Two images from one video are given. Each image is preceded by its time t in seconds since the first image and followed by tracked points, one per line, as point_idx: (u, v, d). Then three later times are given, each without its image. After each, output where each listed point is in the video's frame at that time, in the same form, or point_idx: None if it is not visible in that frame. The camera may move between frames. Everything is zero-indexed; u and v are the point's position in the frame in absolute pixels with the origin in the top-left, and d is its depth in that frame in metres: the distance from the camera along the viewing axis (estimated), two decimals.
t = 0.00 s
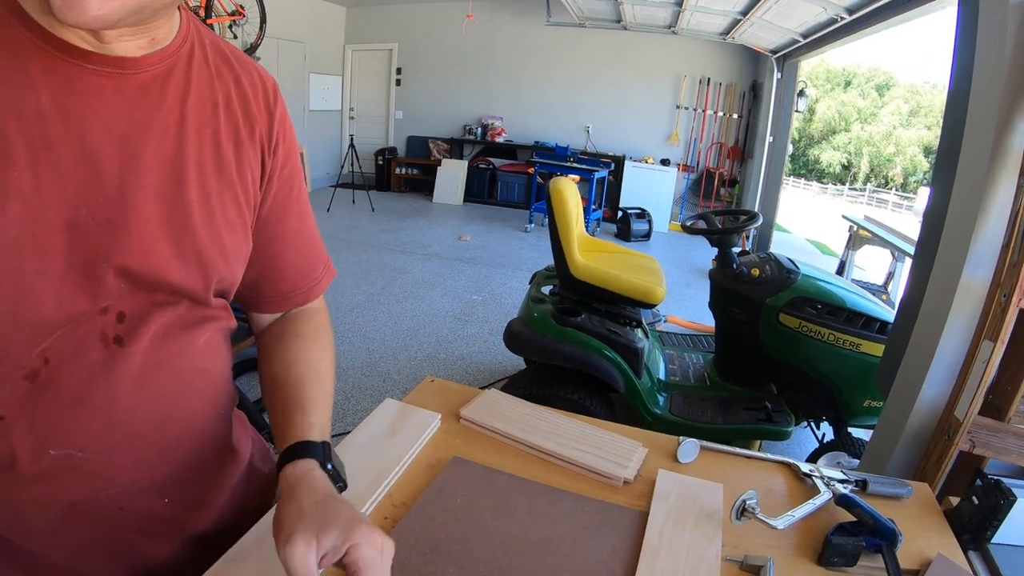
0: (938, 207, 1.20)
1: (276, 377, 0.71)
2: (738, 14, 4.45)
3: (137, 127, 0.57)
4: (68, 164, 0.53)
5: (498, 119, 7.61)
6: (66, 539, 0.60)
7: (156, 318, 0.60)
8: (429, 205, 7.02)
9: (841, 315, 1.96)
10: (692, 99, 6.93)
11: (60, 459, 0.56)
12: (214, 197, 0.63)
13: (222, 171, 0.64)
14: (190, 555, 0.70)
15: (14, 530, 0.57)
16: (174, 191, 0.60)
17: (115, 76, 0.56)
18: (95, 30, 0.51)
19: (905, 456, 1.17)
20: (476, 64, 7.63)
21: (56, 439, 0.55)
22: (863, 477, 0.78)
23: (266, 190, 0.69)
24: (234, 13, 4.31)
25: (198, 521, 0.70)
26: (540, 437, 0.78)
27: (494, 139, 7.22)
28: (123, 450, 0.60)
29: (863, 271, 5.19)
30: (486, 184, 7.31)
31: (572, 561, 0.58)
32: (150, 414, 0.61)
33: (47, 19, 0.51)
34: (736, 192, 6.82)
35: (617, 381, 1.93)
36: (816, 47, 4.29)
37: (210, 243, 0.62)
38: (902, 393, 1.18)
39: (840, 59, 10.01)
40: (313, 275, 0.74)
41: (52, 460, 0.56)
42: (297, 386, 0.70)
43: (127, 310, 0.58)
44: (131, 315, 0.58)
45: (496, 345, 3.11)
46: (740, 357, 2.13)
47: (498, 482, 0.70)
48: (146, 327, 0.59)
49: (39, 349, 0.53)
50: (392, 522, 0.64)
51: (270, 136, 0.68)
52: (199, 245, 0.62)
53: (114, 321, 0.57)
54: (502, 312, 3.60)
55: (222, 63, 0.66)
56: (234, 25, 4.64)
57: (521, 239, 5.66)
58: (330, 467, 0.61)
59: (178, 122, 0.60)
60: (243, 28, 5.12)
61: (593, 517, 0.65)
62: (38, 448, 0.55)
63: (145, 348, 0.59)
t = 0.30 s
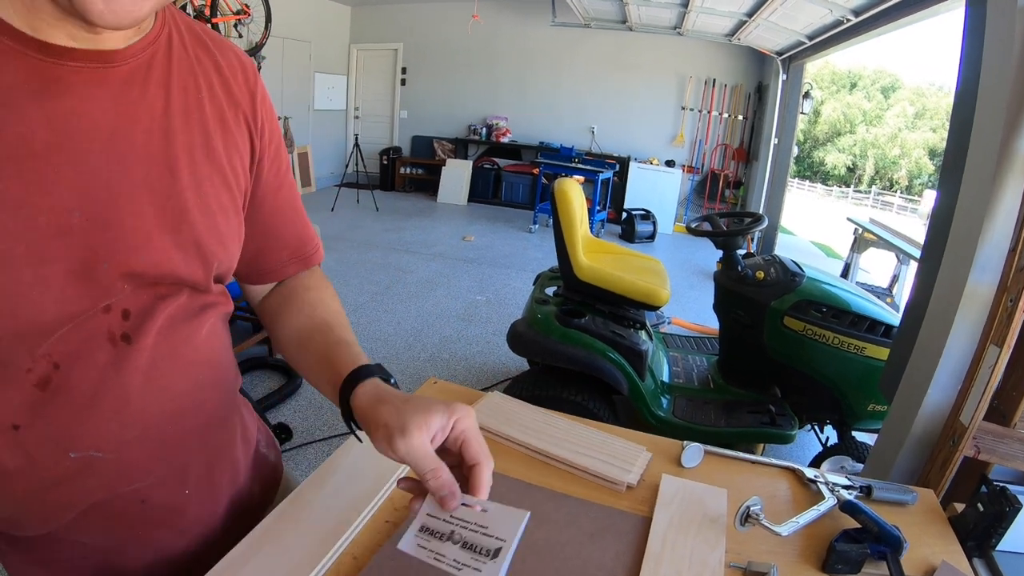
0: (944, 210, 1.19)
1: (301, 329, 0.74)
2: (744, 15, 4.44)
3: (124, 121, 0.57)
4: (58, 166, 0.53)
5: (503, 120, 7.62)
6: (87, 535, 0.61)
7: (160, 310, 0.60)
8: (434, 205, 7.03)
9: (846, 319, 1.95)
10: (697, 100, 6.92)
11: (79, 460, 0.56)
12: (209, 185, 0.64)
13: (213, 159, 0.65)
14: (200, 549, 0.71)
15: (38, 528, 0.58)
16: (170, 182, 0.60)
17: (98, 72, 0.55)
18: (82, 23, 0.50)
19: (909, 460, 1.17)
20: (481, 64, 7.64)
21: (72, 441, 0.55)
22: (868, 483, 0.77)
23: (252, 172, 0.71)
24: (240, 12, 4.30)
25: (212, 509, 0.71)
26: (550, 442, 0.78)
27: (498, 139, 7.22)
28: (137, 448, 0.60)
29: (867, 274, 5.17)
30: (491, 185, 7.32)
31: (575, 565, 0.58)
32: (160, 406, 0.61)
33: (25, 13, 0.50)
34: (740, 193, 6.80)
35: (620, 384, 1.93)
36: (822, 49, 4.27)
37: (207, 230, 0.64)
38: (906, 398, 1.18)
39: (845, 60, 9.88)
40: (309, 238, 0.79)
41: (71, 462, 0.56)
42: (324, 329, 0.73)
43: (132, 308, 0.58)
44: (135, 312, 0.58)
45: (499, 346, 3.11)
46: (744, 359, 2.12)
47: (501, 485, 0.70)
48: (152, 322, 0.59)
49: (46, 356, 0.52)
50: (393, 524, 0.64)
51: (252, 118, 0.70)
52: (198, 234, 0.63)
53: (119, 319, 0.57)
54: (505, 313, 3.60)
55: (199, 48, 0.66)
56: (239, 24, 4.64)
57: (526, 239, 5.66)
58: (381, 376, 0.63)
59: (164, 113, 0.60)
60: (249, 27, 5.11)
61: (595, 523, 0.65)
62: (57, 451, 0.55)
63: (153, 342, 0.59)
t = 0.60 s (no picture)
0: (946, 213, 1.20)
1: (347, 297, 0.80)
2: (747, 16, 4.43)
3: (165, 96, 0.59)
4: (99, 137, 0.54)
5: (506, 121, 7.63)
6: (117, 507, 0.61)
7: (198, 280, 0.61)
8: (437, 206, 7.03)
9: (849, 321, 1.95)
10: (700, 101, 6.91)
11: (112, 422, 0.56)
12: (242, 160, 0.65)
13: (246, 135, 0.66)
14: (223, 536, 0.70)
15: (72, 494, 0.58)
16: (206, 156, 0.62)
17: (140, 52, 0.57)
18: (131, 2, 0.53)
19: (910, 463, 1.17)
20: (484, 65, 7.64)
21: (107, 401, 0.55)
22: (870, 486, 0.78)
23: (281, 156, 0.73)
24: (243, 13, 4.29)
25: (242, 491, 0.71)
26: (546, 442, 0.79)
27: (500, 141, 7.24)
28: (171, 415, 0.60)
29: (870, 275, 5.18)
30: (493, 186, 7.32)
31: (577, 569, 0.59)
32: (195, 377, 0.62)
33: None
34: (743, 195, 6.80)
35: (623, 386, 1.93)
36: (824, 50, 4.27)
37: (241, 202, 0.65)
38: (908, 401, 1.18)
39: (848, 61, 9.78)
40: (331, 216, 0.83)
41: (104, 422, 0.56)
42: (370, 291, 0.80)
43: (171, 278, 0.59)
44: (174, 280, 0.59)
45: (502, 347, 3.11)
46: (747, 360, 2.12)
47: (502, 488, 0.70)
48: (190, 292, 0.60)
49: (87, 317, 0.53)
50: (396, 528, 0.65)
51: (282, 101, 0.72)
52: (232, 208, 0.64)
53: (159, 285, 0.58)
54: (508, 314, 3.61)
55: (229, 35, 0.69)
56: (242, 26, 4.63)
57: (528, 241, 5.67)
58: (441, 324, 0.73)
59: (199, 90, 0.62)
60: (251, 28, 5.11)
61: (595, 526, 0.65)
62: (91, 411, 0.55)
63: (190, 310, 0.60)
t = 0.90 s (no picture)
0: (948, 215, 1.19)
1: (414, 283, 0.90)
2: (750, 17, 4.43)
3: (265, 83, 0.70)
4: (213, 110, 0.65)
5: (508, 122, 7.63)
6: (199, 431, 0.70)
7: (285, 237, 0.72)
8: (440, 208, 7.04)
9: (853, 323, 1.95)
10: (703, 102, 6.91)
11: (204, 343, 0.66)
12: (324, 140, 0.76)
13: (328, 120, 0.77)
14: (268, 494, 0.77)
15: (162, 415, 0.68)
16: (295, 134, 0.73)
17: (249, 47, 0.69)
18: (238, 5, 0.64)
19: (914, 465, 1.16)
20: (487, 67, 7.65)
21: (201, 322, 0.65)
22: (873, 490, 0.78)
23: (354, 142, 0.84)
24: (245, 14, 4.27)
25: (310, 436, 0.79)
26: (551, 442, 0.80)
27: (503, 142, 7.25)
28: (255, 347, 0.70)
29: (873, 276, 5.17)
30: (496, 187, 7.32)
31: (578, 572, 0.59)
32: (276, 320, 0.71)
33: None
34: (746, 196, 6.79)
35: (626, 388, 1.93)
36: (827, 51, 4.26)
37: (322, 176, 0.76)
38: (911, 404, 1.18)
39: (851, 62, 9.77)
40: (398, 206, 0.94)
41: (196, 342, 0.65)
42: (434, 281, 0.90)
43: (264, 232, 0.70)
44: (266, 234, 0.70)
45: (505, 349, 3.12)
46: (751, 362, 2.12)
47: (504, 491, 0.70)
48: (279, 245, 0.71)
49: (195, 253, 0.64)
50: (397, 531, 0.65)
51: (358, 95, 0.83)
52: (314, 179, 0.75)
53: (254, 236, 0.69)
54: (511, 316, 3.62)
55: (315, 40, 0.80)
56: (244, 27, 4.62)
57: (531, 242, 5.67)
58: (499, 307, 0.83)
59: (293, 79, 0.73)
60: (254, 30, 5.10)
61: (596, 531, 0.65)
62: (188, 329, 0.65)
63: (278, 260, 0.71)
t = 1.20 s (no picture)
0: (949, 215, 1.19)
1: (458, 280, 0.92)
2: (750, 18, 4.43)
3: (337, 83, 0.79)
4: (294, 105, 0.75)
5: (509, 124, 7.64)
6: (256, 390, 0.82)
7: (346, 221, 0.82)
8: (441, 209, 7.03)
9: (854, 323, 1.94)
10: (704, 103, 6.91)
11: (269, 304, 0.77)
12: (385, 137, 0.86)
13: (389, 119, 0.87)
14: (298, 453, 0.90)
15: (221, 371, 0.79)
16: (362, 130, 0.82)
17: (327, 52, 0.79)
18: (314, 12, 0.74)
19: (915, 465, 1.16)
20: (488, 68, 7.65)
21: (270, 286, 0.76)
22: (874, 491, 0.77)
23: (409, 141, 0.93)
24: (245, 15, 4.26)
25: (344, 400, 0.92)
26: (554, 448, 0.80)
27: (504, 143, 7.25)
28: (310, 310, 0.81)
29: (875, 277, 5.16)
30: (497, 188, 7.30)
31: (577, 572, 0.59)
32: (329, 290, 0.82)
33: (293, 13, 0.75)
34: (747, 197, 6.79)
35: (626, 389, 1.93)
36: (828, 51, 4.26)
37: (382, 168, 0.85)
38: (911, 406, 1.17)
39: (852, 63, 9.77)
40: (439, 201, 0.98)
41: (263, 302, 0.77)
42: (477, 280, 0.91)
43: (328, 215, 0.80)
44: (329, 216, 0.80)
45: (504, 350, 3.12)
46: (752, 362, 2.11)
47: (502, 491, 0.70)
48: (340, 226, 0.81)
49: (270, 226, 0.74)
50: (394, 532, 0.65)
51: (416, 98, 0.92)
52: (377, 171, 0.84)
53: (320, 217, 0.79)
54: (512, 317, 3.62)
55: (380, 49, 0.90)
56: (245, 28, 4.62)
57: (533, 243, 5.67)
58: (536, 312, 0.83)
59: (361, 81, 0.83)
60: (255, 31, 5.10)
61: (595, 532, 0.65)
62: (257, 291, 0.76)
63: (338, 239, 0.81)
